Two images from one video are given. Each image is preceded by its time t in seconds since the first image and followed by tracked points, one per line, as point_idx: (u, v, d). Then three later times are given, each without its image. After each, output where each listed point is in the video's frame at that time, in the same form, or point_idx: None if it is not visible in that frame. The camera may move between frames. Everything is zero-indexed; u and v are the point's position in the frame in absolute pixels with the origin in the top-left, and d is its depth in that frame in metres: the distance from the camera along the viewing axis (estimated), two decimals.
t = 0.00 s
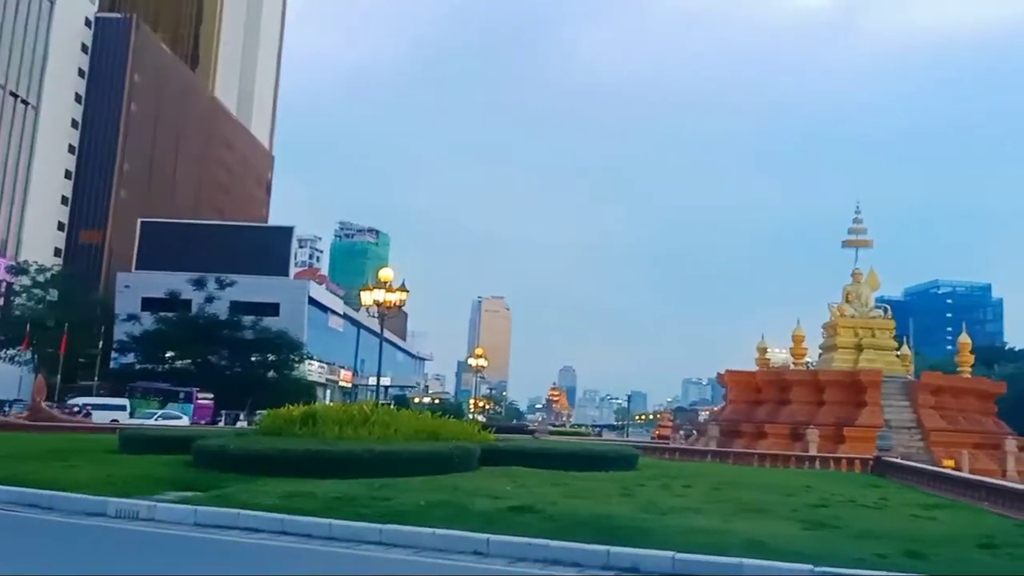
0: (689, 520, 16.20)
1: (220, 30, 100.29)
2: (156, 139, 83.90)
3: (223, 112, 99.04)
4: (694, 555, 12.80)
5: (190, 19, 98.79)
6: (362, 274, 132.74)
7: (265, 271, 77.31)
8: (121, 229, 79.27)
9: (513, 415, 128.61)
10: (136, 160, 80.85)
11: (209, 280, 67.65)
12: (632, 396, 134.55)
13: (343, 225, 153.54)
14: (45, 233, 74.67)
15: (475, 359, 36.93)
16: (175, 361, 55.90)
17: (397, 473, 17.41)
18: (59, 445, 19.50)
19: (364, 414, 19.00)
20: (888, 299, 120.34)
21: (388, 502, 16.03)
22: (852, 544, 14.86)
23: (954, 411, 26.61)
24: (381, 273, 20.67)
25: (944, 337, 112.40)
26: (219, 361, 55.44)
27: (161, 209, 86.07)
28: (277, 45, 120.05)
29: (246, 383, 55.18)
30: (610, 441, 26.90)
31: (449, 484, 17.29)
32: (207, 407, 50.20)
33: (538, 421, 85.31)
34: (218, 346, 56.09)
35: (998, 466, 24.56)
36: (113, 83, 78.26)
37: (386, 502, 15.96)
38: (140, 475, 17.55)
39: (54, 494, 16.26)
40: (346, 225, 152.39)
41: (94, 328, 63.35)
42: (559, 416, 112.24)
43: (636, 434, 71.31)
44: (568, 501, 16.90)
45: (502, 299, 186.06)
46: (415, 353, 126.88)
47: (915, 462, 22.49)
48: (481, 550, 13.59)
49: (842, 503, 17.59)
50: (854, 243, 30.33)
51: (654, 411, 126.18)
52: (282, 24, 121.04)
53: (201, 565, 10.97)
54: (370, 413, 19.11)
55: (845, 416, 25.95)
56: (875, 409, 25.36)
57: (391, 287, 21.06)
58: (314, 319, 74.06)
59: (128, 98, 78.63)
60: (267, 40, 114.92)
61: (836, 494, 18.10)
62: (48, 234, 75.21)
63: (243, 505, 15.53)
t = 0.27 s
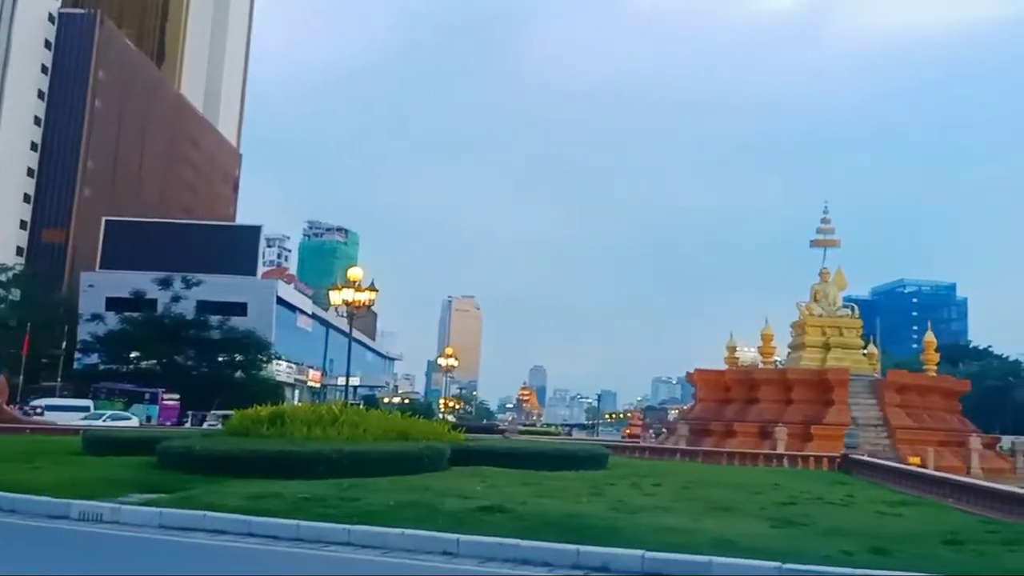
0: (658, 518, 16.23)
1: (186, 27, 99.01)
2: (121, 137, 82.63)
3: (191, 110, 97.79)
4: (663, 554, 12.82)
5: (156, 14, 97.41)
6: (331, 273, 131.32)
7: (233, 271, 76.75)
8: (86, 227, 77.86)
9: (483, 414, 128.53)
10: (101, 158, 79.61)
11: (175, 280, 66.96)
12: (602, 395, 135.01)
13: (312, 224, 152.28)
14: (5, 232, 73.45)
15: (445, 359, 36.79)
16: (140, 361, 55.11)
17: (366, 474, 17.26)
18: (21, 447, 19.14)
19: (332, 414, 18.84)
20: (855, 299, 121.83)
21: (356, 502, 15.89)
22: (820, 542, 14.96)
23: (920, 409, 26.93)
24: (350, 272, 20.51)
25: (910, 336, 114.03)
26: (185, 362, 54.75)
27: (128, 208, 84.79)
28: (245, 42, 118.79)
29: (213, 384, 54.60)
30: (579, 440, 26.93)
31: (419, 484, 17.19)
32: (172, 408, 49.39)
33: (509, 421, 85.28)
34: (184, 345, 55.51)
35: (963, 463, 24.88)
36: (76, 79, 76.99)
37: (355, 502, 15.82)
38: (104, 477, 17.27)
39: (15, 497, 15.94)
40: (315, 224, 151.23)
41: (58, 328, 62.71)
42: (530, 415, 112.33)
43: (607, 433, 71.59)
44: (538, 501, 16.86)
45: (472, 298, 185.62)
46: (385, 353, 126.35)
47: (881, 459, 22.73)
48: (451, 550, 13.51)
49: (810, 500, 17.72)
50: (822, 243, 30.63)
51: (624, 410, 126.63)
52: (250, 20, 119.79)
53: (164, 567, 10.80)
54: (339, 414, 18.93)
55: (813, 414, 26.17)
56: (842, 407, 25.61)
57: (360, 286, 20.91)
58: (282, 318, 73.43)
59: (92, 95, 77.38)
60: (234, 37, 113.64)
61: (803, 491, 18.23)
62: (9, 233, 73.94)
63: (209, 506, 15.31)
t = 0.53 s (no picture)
0: (625, 515, 16.33)
1: (149, 21, 97.49)
2: (82, 134, 81.26)
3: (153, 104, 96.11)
4: (629, 551, 12.88)
5: (117, 9, 95.83)
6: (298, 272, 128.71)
7: (197, 269, 76.11)
8: (43, 224, 76.02)
9: (450, 413, 128.32)
10: (61, 156, 78.21)
11: (137, 279, 66.23)
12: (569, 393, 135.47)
13: (277, 222, 150.87)
14: None
15: (412, 358, 36.66)
16: (102, 361, 54.30)
17: (332, 474, 17.16)
18: None
19: (298, 414, 18.71)
20: (818, 297, 123.48)
21: (322, 502, 15.80)
22: (784, 537, 15.13)
23: (881, 406, 27.34)
24: (316, 271, 20.39)
25: (872, 332, 115.78)
26: (148, 361, 54.04)
27: (89, 206, 83.42)
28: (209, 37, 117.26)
29: (175, 383, 53.88)
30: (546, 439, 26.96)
31: (385, 483, 17.14)
32: (135, 408, 49.05)
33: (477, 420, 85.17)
34: (147, 344, 54.90)
35: (923, 459, 25.30)
36: (35, 74, 75.50)
37: (320, 502, 15.73)
38: (65, 478, 17.01)
39: None
40: (280, 222, 149.84)
41: (16, 327, 61.76)
42: (497, 413, 112.43)
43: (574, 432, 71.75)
44: (505, 499, 16.89)
45: (440, 297, 185.16)
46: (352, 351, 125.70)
47: (844, 455, 23.05)
48: (417, 549, 13.48)
49: (773, 496, 17.93)
50: (786, 242, 31.00)
51: (592, 408, 127.19)
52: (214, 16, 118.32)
53: (126, 568, 10.67)
54: (304, 413, 18.80)
55: (777, 411, 26.46)
56: (806, 404, 25.91)
57: (326, 285, 20.78)
58: (247, 317, 72.76)
59: (52, 91, 75.97)
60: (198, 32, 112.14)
61: (767, 488, 18.43)
62: None
63: (172, 508, 15.13)
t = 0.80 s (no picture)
0: (591, 512, 16.38)
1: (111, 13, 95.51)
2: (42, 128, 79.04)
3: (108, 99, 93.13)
4: (595, 547, 12.90)
5: None
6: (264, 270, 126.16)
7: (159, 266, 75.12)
8: (1, 222, 73.91)
9: (416, 411, 128.04)
10: (19, 150, 76.02)
11: (99, 275, 65.15)
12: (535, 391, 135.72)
13: (241, 218, 149.16)
14: None
15: (379, 356, 36.48)
16: (61, 359, 53.60)
17: (297, 472, 17.00)
18: None
19: (263, 412, 18.51)
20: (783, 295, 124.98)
21: (287, 501, 15.65)
22: (749, 533, 15.26)
23: (844, 403, 27.71)
24: (281, 268, 20.23)
25: (835, 330, 117.43)
26: (109, 359, 53.48)
27: (48, 202, 81.32)
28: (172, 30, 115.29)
29: (136, 382, 53.44)
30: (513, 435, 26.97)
31: (351, 481, 17.02)
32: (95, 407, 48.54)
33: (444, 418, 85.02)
34: (108, 343, 54.14)
35: (884, 454, 25.67)
36: None
37: (285, 501, 15.57)
38: (23, 477, 16.69)
39: None
40: (245, 219, 148.20)
41: None
42: (463, 411, 112.34)
43: (541, 430, 71.92)
44: (472, 497, 16.86)
45: (406, 294, 184.41)
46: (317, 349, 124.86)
47: (807, 452, 23.30)
48: (383, 548, 13.40)
49: (738, 492, 18.09)
50: (752, 240, 31.29)
51: (558, 406, 127.62)
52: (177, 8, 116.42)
53: (83, 568, 10.49)
54: (270, 412, 18.60)
55: (742, 408, 26.70)
56: (771, 401, 26.17)
57: (292, 282, 20.62)
58: (211, 315, 71.94)
59: (10, 84, 73.70)
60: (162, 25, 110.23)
61: (732, 484, 18.59)
62: None
63: (134, 507, 14.90)
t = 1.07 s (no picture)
0: (568, 509, 16.45)
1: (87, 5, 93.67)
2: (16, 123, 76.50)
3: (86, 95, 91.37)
4: (572, 545, 12.95)
5: None
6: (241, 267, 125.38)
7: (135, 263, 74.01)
8: None
9: (394, 409, 127.81)
10: None
11: (74, 272, 64.48)
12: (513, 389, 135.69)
13: (219, 215, 147.96)
14: None
15: (356, 353, 36.40)
16: (35, 357, 53.04)
17: (274, 470, 16.94)
18: None
19: (239, 410, 18.41)
20: (760, 293, 125.76)
21: (264, 498, 15.59)
22: (725, 530, 15.38)
23: (819, 401, 27.99)
24: (258, 265, 20.16)
25: (811, 329, 118.33)
26: (84, 356, 52.83)
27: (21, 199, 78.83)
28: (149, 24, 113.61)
29: (112, 378, 52.51)
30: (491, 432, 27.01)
31: (328, 478, 16.98)
32: (69, 404, 48.06)
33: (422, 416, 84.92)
34: (84, 339, 53.57)
35: (858, 452, 25.95)
36: None
37: (262, 498, 15.50)
38: None
39: None
40: (222, 216, 147.04)
41: None
42: (441, 409, 112.23)
43: (520, 428, 71.99)
44: (449, 494, 16.87)
45: (384, 292, 183.71)
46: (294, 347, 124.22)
47: (783, 450, 23.51)
48: (360, 546, 13.39)
49: (715, 490, 18.22)
50: (729, 240, 31.47)
51: (536, 404, 127.68)
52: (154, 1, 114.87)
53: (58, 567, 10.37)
54: (247, 409, 18.53)
55: (718, 406, 26.89)
56: (746, 399, 26.36)
57: (270, 279, 20.56)
58: (186, 311, 71.44)
59: None
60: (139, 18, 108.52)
61: (708, 482, 18.74)
62: None
63: (110, 505, 14.79)
